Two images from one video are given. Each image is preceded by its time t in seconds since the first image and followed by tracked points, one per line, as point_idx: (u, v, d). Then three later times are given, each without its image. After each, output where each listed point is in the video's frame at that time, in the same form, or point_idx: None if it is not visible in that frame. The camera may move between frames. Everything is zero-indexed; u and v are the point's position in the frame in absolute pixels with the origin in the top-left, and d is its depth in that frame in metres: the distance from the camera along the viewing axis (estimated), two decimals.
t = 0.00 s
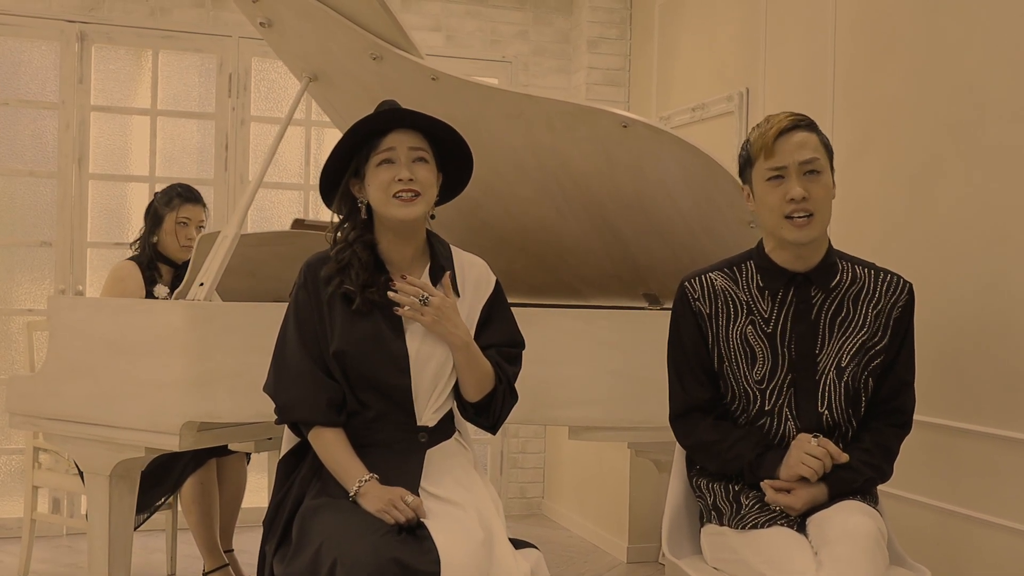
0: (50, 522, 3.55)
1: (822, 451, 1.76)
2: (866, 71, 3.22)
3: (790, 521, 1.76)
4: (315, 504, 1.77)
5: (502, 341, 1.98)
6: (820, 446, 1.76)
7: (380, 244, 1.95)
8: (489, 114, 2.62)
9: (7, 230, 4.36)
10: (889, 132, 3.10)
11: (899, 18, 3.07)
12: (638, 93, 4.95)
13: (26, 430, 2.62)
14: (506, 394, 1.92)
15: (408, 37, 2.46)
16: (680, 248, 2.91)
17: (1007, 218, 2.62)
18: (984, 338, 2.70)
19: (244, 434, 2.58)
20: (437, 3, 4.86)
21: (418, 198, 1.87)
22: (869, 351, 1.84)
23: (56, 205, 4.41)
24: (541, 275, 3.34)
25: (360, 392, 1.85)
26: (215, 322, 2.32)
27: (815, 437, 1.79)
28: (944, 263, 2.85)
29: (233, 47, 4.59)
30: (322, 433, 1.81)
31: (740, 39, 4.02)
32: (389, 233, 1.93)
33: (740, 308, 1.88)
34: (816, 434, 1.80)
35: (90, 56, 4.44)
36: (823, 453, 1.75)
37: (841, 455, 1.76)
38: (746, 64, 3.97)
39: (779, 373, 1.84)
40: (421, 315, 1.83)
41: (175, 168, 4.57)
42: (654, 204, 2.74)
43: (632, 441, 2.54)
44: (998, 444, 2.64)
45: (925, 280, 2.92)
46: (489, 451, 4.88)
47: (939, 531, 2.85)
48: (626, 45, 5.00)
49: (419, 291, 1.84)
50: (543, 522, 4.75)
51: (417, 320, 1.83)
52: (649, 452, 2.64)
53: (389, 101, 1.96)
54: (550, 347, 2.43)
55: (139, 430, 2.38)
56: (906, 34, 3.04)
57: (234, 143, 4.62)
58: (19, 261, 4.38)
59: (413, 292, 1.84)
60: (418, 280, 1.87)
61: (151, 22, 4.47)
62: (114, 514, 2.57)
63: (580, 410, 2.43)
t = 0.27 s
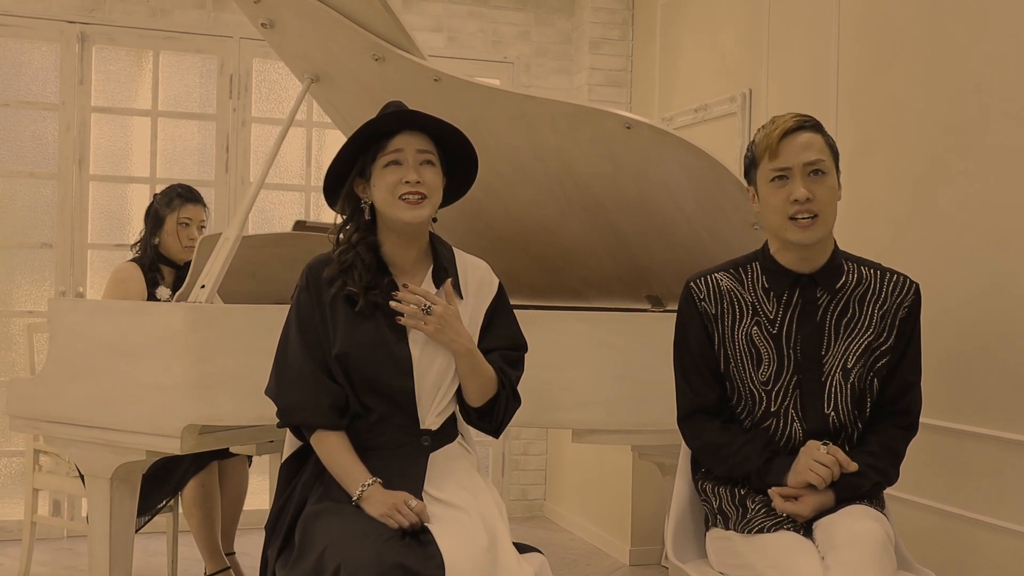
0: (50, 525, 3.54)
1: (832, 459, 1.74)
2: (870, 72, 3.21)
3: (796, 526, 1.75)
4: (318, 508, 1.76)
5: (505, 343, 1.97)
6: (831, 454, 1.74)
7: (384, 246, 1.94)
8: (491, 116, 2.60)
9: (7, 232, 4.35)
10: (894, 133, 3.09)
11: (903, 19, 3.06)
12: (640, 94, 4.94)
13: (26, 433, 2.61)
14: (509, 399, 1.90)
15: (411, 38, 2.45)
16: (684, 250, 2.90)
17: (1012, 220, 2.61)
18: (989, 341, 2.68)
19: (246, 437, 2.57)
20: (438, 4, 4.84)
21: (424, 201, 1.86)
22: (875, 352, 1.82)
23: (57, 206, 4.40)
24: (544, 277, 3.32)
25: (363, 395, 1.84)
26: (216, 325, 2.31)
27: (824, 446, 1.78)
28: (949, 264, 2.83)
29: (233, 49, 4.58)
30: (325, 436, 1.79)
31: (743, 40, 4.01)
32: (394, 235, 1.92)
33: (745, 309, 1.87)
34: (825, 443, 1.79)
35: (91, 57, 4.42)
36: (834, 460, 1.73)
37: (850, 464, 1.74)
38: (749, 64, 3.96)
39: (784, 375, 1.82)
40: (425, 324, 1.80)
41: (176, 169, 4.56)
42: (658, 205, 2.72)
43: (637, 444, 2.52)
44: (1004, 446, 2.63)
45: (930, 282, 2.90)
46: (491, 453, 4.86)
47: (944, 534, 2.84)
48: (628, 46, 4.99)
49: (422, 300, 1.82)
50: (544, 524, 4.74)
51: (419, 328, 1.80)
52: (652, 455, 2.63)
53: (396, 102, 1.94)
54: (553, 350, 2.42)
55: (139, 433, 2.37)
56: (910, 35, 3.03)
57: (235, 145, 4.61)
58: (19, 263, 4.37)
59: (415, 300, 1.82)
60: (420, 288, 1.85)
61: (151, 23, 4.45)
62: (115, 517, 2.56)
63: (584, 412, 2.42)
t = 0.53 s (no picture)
0: (50, 525, 3.53)
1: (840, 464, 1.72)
2: (873, 70, 3.20)
3: (801, 527, 1.74)
4: (320, 509, 1.74)
5: (507, 342, 1.95)
6: (840, 459, 1.72)
7: (385, 244, 1.93)
8: (493, 114, 2.59)
9: (7, 231, 4.34)
10: (898, 131, 3.07)
11: (907, 17, 3.04)
12: (642, 92, 4.92)
13: (25, 432, 2.59)
14: (512, 399, 1.89)
15: (412, 36, 2.44)
16: (687, 249, 2.89)
17: (1016, 219, 2.60)
18: (993, 340, 2.67)
19: (246, 437, 2.55)
20: (439, 2, 4.83)
21: (429, 200, 1.85)
22: (880, 350, 1.81)
23: (57, 205, 4.39)
24: (546, 276, 3.31)
25: (364, 394, 1.82)
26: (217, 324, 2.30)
27: (832, 451, 1.76)
28: (953, 263, 2.82)
29: (234, 47, 4.57)
30: (326, 436, 1.78)
31: (745, 38, 4.00)
32: (396, 233, 1.91)
33: (749, 306, 1.86)
34: (832, 448, 1.77)
35: (91, 55, 4.41)
36: (842, 465, 1.72)
37: (858, 469, 1.72)
38: (752, 63, 3.94)
39: (788, 373, 1.81)
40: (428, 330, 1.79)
41: (176, 168, 4.54)
42: (661, 204, 2.71)
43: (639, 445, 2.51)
44: (1008, 446, 2.62)
45: (934, 281, 2.89)
46: (492, 453, 4.85)
47: (948, 535, 2.83)
48: (630, 44, 4.97)
49: (425, 305, 1.80)
50: (546, 524, 4.73)
51: (421, 333, 1.78)
52: (655, 455, 2.62)
53: (401, 100, 1.93)
54: (556, 349, 2.41)
55: (139, 433, 2.36)
56: (914, 32, 3.01)
57: (235, 143, 4.60)
58: (18, 262, 4.35)
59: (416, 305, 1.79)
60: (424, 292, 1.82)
61: (151, 21, 4.44)
62: (114, 518, 2.55)
63: (586, 412, 2.40)
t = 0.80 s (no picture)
0: (49, 526, 3.51)
1: (842, 466, 1.70)
2: (875, 70, 3.18)
3: (804, 529, 1.72)
4: (320, 511, 1.73)
5: (507, 343, 1.94)
6: (842, 460, 1.70)
7: (386, 244, 1.91)
8: (494, 113, 2.58)
9: (6, 231, 4.33)
10: (900, 130, 3.06)
11: (908, 16, 3.03)
12: (642, 92, 4.91)
13: (24, 433, 2.58)
14: (512, 401, 1.88)
15: (412, 35, 2.43)
16: (688, 249, 2.88)
17: (1019, 219, 2.58)
18: (996, 340, 2.66)
19: (246, 438, 2.54)
20: (440, 1, 4.81)
21: (434, 201, 1.84)
22: (884, 351, 1.80)
23: (56, 205, 4.37)
24: (547, 276, 3.30)
25: (365, 395, 1.81)
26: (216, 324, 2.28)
27: (835, 452, 1.74)
28: (955, 263, 2.81)
29: (233, 47, 4.55)
30: (326, 437, 1.76)
31: (746, 38, 3.98)
32: (398, 233, 1.90)
33: (753, 306, 1.85)
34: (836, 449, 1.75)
35: (90, 55, 4.40)
36: (844, 468, 1.69)
37: (863, 473, 1.69)
38: (753, 63, 3.93)
39: (791, 373, 1.80)
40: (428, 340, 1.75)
41: (175, 168, 4.53)
42: (662, 204, 2.70)
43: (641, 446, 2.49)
44: (1011, 447, 2.60)
45: (936, 281, 2.88)
46: (493, 454, 4.84)
47: (951, 536, 2.82)
48: (630, 44, 4.96)
49: (424, 315, 1.77)
50: (546, 525, 4.72)
51: (421, 344, 1.75)
52: (656, 456, 2.60)
53: (405, 99, 1.91)
54: (557, 350, 2.40)
55: (138, 434, 2.34)
56: (916, 32, 3.00)
57: (235, 143, 4.58)
58: (17, 262, 4.34)
59: (415, 316, 1.76)
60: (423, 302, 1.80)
61: (151, 20, 4.43)
62: (113, 519, 2.54)
63: (588, 413, 2.39)
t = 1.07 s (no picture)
0: (48, 527, 3.51)
1: (843, 468, 1.69)
2: (877, 69, 3.17)
3: (806, 531, 1.71)
4: (320, 513, 1.72)
5: (507, 344, 1.94)
6: (842, 463, 1.69)
7: (388, 244, 1.91)
8: (494, 113, 2.57)
9: (5, 231, 4.32)
10: (901, 130, 3.05)
11: (910, 16, 3.03)
12: (643, 92, 4.90)
13: (23, 434, 2.58)
14: (512, 402, 1.87)
15: (413, 34, 2.42)
16: (690, 250, 2.87)
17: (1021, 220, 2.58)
18: (998, 341, 2.65)
19: (246, 438, 2.53)
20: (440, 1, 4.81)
21: (440, 204, 1.84)
22: (887, 351, 1.79)
23: (55, 205, 4.37)
24: (548, 276, 3.29)
25: (365, 397, 1.80)
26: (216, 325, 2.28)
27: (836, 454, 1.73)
28: (957, 264, 2.80)
29: (233, 47, 4.55)
30: (327, 439, 1.75)
31: (747, 37, 3.97)
32: (402, 233, 1.90)
33: (756, 305, 1.84)
34: (837, 451, 1.74)
35: (89, 55, 4.39)
36: (845, 470, 1.69)
37: (864, 475, 1.68)
38: (754, 62, 3.92)
39: (793, 373, 1.79)
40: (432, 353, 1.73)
41: (175, 168, 4.52)
42: (663, 204, 2.69)
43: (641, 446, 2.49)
44: (1013, 448, 2.60)
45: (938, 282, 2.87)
46: (493, 455, 4.83)
47: (952, 537, 2.81)
48: (631, 44, 4.95)
49: (427, 326, 1.73)
50: (547, 526, 4.71)
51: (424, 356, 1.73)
52: (657, 456, 2.60)
53: (411, 99, 1.90)
54: (558, 351, 2.39)
55: (138, 435, 2.34)
56: (918, 31, 2.99)
57: (235, 143, 4.58)
58: (17, 263, 4.34)
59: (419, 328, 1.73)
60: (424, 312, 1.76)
61: (150, 20, 4.42)
62: (113, 520, 2.53)
63: (589, 414, 2.38)
